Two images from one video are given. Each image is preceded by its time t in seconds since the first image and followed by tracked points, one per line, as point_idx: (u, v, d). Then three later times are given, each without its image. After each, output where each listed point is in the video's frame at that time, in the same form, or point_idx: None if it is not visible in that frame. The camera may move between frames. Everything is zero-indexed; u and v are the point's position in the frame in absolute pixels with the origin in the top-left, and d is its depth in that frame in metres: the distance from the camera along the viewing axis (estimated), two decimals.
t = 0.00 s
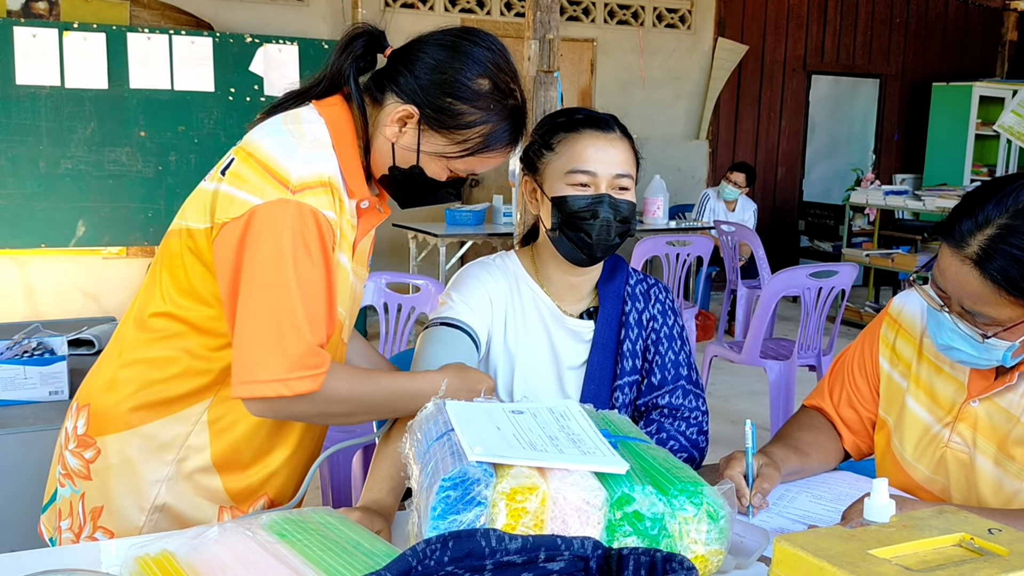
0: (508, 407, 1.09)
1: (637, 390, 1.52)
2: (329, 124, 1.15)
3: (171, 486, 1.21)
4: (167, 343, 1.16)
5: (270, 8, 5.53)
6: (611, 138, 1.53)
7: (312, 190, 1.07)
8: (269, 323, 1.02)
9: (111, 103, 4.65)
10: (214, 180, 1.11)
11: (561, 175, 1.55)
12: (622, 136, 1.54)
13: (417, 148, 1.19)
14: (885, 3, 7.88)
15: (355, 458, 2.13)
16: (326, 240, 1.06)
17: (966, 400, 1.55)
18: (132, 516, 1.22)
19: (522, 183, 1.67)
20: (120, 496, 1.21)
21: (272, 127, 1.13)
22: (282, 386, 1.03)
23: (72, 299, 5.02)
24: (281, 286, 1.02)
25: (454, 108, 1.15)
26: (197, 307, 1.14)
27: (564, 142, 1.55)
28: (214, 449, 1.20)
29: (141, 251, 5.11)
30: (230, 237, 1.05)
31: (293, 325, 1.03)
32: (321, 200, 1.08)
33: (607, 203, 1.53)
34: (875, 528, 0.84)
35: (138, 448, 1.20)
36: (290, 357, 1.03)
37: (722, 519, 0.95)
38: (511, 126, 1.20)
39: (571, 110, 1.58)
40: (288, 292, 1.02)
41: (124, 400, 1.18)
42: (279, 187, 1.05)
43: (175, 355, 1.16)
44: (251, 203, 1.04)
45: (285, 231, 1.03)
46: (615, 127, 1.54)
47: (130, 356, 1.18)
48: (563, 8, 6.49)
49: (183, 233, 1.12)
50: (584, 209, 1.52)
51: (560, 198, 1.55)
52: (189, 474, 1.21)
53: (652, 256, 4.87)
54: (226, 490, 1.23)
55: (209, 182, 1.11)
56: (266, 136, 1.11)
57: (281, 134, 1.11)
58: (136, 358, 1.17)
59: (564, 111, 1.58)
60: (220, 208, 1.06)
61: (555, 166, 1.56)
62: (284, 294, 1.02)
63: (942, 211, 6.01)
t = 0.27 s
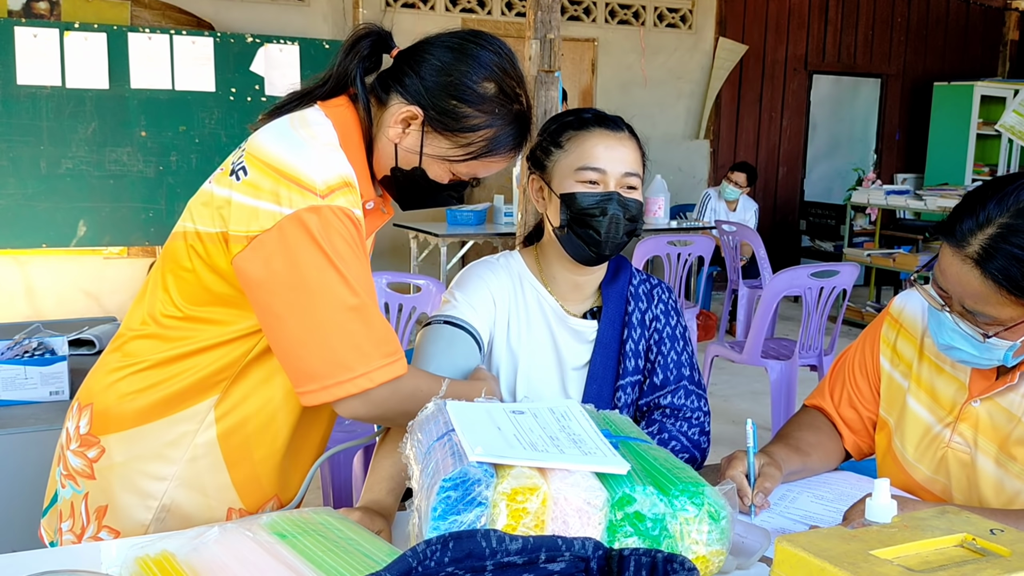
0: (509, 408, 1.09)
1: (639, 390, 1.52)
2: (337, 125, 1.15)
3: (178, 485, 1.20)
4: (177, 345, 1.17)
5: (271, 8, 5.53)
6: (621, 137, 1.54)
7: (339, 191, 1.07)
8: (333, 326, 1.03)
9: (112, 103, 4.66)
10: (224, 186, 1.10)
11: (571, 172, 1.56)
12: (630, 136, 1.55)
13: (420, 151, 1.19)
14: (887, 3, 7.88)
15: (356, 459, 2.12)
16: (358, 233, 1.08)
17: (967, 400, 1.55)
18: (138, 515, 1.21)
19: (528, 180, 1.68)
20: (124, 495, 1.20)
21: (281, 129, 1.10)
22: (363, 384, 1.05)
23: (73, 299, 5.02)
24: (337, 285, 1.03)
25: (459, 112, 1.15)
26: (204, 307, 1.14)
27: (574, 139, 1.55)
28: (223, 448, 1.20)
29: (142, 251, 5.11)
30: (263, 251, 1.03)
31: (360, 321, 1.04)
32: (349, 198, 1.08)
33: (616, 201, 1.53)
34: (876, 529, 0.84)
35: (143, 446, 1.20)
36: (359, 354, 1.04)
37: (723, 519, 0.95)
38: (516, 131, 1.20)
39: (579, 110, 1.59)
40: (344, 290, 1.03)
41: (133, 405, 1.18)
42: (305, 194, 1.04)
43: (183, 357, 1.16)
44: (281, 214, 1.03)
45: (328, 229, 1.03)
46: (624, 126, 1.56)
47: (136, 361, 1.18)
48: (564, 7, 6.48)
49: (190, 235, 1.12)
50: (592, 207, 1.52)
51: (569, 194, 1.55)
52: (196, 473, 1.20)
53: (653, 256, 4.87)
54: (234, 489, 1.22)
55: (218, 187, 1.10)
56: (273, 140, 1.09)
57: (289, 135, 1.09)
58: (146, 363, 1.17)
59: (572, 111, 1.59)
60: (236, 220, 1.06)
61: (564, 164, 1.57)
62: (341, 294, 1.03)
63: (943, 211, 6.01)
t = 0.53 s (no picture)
0: (510, 408, 1.09)
1: (641, 390, 1.52)
2: (342, 117, 1.15)
3: (193, 481, 1.20)
4: (186, 343, 1.17)
5: (272, 8, 5.52)
6: (626, 139, 1.54)
7: (356, 186, 1.08)
8: (362, 318, 1.04)
9: (114, 103, 4.65)
10: (234, 187, 1.11)
11: (577, 174, 1.55)
12: (634, 137, 1.55)
13: (424, 141, 1.19)
14: (888, 2, 7.87)
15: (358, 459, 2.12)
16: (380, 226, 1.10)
17: (969, 401, 1.55)
18: (152, 512, 1.21)
19: (531, 183, 1.67)
20: (138, 494, 1.20)
21: (290, 129, 1.11)
22: (395, 375, 1.05)
23: (74, 299, 5.03)
24: (364, 277, 1.04)
25: (462, 101, 1.15)
26: (212, 305, 1.16)
27: (579, 141, 1.55)
28: (237, 442, 1.20)
29: (143, 252, 5.11)
30: (284, 249, 1.05)
31: (390, 312, 1.05)
32: (366, 193, 1.09)
33: (622, 203, 1.53)
34: (879, 530, 0.83)
35: (154, 444, 1.20)
36: (389, 344, 1.05)
37: (726, 520, 0.94)
38: (517, 121, 1.20)
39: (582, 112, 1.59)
40: (370, 282, 1.05)
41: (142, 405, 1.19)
42: (324, 191, 1.05)
43: (193, 355, 1.17)
44: (301, 214, 1.05)
45: (348, 225, 1.05)
46: (628, 127, 1.56)
47: (144, 362, 1.19)
48: (565, 7, 6.48)
49: (197, 236, 1.13)
50: (597, 208, 1.52)
51: (575, 194, 1.55)
52: (210, 470, 1.21)
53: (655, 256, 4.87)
54: (250, 483, 1.23)
55: (226, 188, 1.12)
56: (285, 139, 1.10)
57: (299, 135, 1.10)
58: (154, 363, 1.18)
59: (575, 114, 1.59)
60: (252, 219, 1.07)
61: (570, 165, 1.56)
62: (367, 285, 1.04)
63: (944, 211, 6.00)
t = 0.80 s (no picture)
0: (511, 409, 1.09)
1: (642, 391, 1.52)
2: (342, 108, 1.16)
3: (204, 473, 1.20)
4: (189, 338, 1.18)
5: (273, 8, 5.52)
6: (635, 152, 1.52)
7: (366, 173, 1.10)
8: (378, 303, 1.05)
9: (115, 103, 4.65)
10: (238, 182, 1.12)
11: (583, 188, 1.54)
12: (643, 148, 1.54)
13: (421, 124, 1.20)
14: (889, 3, 7.87)
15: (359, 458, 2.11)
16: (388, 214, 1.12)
17: (972, 402, 1.54)
18: (164, 508, 1.21)
19: (536, 185, 1.66)
20: (149, 490, 1.20)
21: (291, 121, 1.12)
22: (409, 359, 1.07)
23: (76, 299, 5.04)
24: (377, 262, 1.06)
25: (460, 82, 1.16)
26: (215, 299, 1.16)
27: (585, 154, 1.54)
28: (246, 435, 1.20)
29: (145, 252, 5.11)
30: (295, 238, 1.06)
31: (403, 296, 1.07)
32: (375, 178, 1.11)
33: (627, 219, 1.52)
34: (881, 531, 0.83)
35: (161, 441, 1.20)
36: (404, 328, 1.07)
37: (727, 521, 0.94)
38: (511, 101, 1.21)
39: (589, 116, 1.57)
40: (384, 267, 1.06)
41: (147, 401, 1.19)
42: (335, 178, 1.06)
43: (196, 349, 1.17)
44: (312, 202, 1.06)
45: (359, 212, 1.06)
46: (636, 138, 1.54)
47: (148, 357, 1.20)
48: (567, 8, 6.48)
49: (200, 231, 1.14)
50: (604, 224, 1.50)
51: (581, 210, 1.54)
52: (221, 462, 1.20)
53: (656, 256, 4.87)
54: (260, 474, 1.22)
55: (230, 182, 1.12)
56: (289, 130, 1.11)
57: (304, 126, 1.11)
58: (159, 359, 1.19)
59: (584, 118, 1.56)
60: (260, 209, 1.08)
61: (577, 176, 1.55)
62: (381, 271, 1.06)
63: (946, 211, 6.00)
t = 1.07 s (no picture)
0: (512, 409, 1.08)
1: (644, 390, 1.52)
2: (318, 90, 1.14)
3: (210, 474, 1.21)
4: (181, 337, 1.17)
5: (274, 7, 5.52)
6: (634, 164, 1.46)
7: (333, 158, 1.08)
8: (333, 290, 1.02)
9: (116, 103, 4.65)
10: (217, 172, 1.11)
11: (579, 203, 1.50)
12: (645, 160, 1.47)
13: (399, 100, 1.17)
14: (891, 2, 7.86)
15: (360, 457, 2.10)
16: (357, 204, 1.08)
17: (983, 401, 1.54)
18: (172, 512, 1.21)
19: (535, 188, 1.64)
20: (156, 493, 1.21)
21: (270, 109, 1.11)
22: (347, 353, 1.02)
23: (77, 300, 5.03)
24: (335, 249, 1.02)
25: (436, 55, 1.13)
26: (205, 297, 1.15)
27: (583, 166, 1.48)
28: (247, 436, 1.20)
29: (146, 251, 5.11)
30: (261, 224, 1.05)
31: (352, 288, 1.03)
32: (344, 165, 1.09)
33: (624, 234, 1.49)
34: (883, 531, 0.83)
35: (166, 444, 1.20)
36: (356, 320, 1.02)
37: (729, 521, 0.94)
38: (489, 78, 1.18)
39: (594, 123, 1.52)
40: (342, 255, 1.03)
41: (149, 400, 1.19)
42: (300, 161, 1.05)
43: (193, 347, 1.17)
44: (278, 184, 1.04)
45: (317, 197, 1.03)
46: (638, 149, 1.48)
47: (144, 356, 1.19)
48: (568, 7, 6.48)
49: (187, 225, 1.13)
50: (598, 241, 1.48)
51: (576, 223, 1.51)
52: (227, 463, 1.21)
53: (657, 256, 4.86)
54: (261, 475, 1.23)
55: (210, 173, 1.11)
56: (267, 119, 1.10)
57: (282, 114, 1.10)
58: (154, 357, 1.18)
59: (587, 125, 1.52)
60: (236, 198, 1.07)
61: (575, 188, 1.51)
62: (333, 257, 1.02)
63: (948, 211, 5.99)
